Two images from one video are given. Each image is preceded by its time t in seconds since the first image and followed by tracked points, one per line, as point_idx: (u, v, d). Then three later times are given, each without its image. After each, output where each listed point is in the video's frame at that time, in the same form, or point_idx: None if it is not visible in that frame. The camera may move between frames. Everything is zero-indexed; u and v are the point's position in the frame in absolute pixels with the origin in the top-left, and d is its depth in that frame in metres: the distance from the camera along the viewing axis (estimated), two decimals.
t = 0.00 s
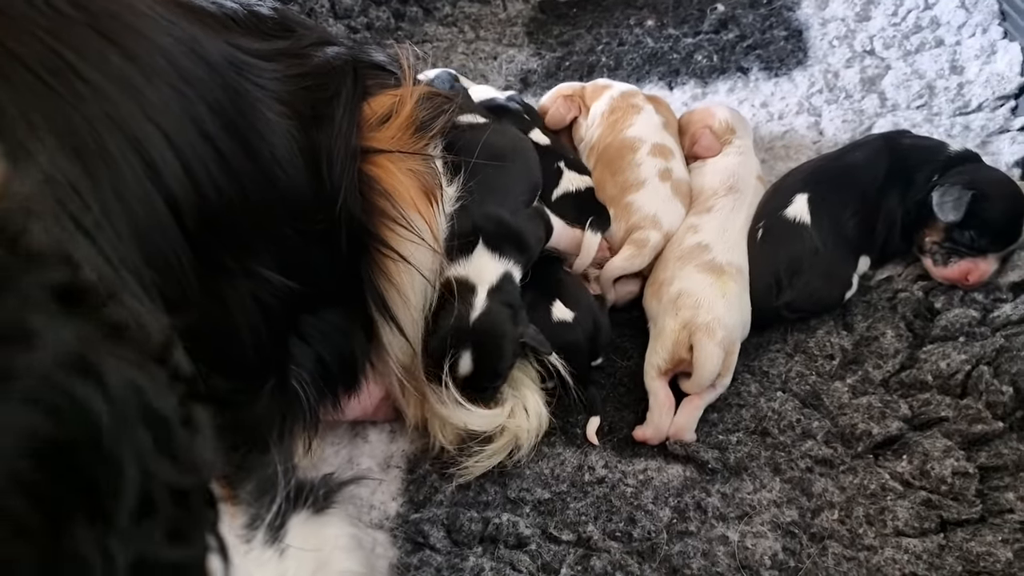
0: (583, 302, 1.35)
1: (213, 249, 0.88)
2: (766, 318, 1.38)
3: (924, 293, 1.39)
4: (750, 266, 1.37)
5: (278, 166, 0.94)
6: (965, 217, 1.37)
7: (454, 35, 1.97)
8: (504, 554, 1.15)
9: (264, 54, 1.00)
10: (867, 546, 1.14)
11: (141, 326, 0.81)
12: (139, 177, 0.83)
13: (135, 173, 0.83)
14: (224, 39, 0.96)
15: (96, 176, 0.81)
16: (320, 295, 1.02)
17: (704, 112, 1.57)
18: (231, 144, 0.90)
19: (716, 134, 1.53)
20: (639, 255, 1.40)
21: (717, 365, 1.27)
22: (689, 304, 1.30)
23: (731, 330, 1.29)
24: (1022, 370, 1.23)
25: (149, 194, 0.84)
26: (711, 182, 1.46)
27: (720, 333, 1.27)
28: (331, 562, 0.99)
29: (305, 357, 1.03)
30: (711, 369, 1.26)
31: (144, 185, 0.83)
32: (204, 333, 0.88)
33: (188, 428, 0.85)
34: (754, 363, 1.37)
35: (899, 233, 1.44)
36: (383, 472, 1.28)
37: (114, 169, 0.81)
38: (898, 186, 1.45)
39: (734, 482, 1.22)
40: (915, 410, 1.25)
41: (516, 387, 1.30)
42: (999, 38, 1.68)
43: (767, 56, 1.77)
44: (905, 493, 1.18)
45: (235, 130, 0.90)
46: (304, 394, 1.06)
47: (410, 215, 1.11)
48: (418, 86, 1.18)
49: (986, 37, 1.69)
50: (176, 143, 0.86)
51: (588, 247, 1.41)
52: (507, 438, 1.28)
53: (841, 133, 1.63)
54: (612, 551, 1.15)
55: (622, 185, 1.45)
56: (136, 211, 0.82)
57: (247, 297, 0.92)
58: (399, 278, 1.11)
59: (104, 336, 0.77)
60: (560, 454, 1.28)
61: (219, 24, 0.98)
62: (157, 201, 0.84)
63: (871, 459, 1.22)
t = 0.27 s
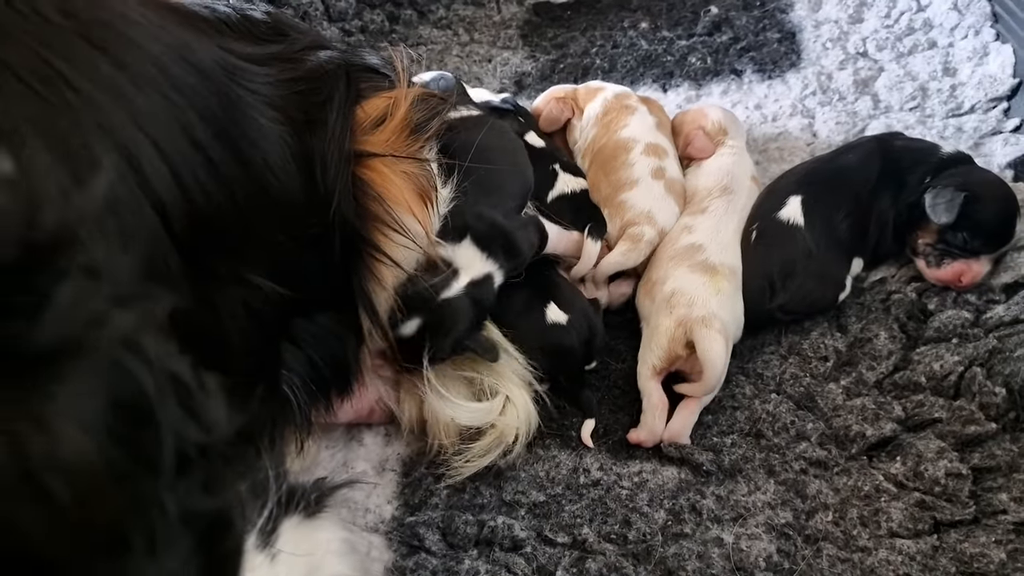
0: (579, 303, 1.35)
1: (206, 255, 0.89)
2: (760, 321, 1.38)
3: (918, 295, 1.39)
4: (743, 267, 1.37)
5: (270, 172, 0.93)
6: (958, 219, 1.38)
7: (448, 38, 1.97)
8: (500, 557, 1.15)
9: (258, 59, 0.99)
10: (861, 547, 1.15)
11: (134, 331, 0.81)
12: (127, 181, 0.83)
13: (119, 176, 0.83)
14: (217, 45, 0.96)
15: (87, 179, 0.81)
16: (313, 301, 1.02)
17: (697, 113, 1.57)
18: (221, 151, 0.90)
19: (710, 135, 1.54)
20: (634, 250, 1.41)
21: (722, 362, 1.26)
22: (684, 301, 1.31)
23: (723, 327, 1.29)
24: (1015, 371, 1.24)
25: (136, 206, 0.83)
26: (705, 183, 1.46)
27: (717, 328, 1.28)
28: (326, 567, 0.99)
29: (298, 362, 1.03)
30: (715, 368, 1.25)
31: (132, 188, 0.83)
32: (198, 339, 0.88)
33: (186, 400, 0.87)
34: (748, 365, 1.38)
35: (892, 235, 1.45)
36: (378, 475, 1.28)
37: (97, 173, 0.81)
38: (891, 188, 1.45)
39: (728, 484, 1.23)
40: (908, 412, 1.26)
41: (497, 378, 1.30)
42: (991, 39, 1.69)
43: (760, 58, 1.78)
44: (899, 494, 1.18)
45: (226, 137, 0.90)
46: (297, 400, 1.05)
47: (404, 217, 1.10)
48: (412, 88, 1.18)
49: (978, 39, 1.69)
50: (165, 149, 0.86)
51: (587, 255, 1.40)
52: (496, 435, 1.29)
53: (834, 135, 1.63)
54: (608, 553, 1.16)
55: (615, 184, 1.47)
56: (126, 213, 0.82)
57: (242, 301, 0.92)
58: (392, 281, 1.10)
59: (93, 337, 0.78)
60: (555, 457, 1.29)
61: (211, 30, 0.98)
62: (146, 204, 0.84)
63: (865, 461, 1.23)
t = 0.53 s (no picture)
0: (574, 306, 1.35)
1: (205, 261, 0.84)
2: (755, 323, 1.38)
3: (912, 297, 1.39)
4: (736, 271, 1.37)
5: (262, 178, 0.91)
6: (953, 221, 1.38)
7: (444, 41, 1.97)
8: (496, 560, 1.15)
9: (251, 63, 0.97)
10: (857, 549, 1.15)
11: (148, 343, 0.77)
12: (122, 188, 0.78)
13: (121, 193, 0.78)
14: (208, 48, 0.94)
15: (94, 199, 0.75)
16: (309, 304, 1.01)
17: (695, 113, 1.57)
18: (210, 156, 0.86)
19: (706, 137, 1.54)
20: (627, 244, 1.42)
21: (715, 364, 1.26)
22: (676, 305, 1.31)
23: (718, 330, 1.29)
24: (1009, 372, 1.24)
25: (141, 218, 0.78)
26: (699, 185, 1.47)
27: (710, 330, 1.28)
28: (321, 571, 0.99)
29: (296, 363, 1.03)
30: (708, 372, 1.26)
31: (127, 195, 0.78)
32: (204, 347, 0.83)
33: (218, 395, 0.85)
34: (743, 367, 1.38)
35: (886, 237, 1.45)
36: (374, 479, 1.28)
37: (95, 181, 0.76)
38: (884, 190, 1.46)
39: (724, 486, 1.23)
40: (903, 413, 1.26)
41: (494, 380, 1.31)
42: (985, 41, 1.69)
43: (755, 60, 1.78)
44: (894, 496, 1.18)
45: (216, 142, 0.87)
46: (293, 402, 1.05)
47: (398, 222, 1.09)
48: (405, 90, 1.17)
49: (972, 41, 1.70)
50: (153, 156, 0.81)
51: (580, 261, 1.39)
52: (490, 435, 1.29)
53: (829, 137, 1.64)
54: (604, 556, 1.15)
55: (604, 180, 1.47)
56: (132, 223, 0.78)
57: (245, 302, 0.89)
58: (382, 283, 1.10)
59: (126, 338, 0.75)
60: (551, 460, 1.29)
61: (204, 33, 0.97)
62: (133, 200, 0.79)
63: (861, 463, 1.23)
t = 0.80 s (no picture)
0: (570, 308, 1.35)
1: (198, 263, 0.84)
2: (751, 325, 1.38)
3: (908, 297, 1.39)
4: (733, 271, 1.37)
5: (251, 179, 0.91)
6: (949, 220, 1.37)
7: (439, 42, 1.97)
8: (492, 564, 1.14)
9: (243, 66, 0.97)
10: (854, 552, 1.14)
11: (174, 381, 0.70)
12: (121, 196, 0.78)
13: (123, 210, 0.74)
14: (200, 50, 0.94)
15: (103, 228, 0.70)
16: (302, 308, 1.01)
17: (697, 113, 1.57)
18: (200, 158, 0.87)
19: (708, 137, 1.53)
20: (623, 247, 1.41)
21: (713, 365, 1.26)
22: (672, 306, 1.30)
23: (714, 332, 1.29)
24: (1005, 373, 1.23)
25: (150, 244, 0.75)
26: (699, 186, 1.46)
27: (706, 331, 1.28)
28: None
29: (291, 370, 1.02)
30: (706, 373, 1.25)
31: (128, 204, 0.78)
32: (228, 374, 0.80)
33: (239, 436, 0.79)
34: (740, 369, 1.38)
35: (883, 237, 1.45)
36: (369, 483, 1.27)
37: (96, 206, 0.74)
38: (881, 190, 1.45)
39: (720, 489, 1.23)
40: (900, 414, 1.25)
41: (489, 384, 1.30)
42: (980, 42, 1.69)
43: (751, 61, 1.78)
44: (891, 497, 1.18)
45: (207, 146, 0.88)
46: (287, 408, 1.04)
47: (393, 221, 1.08)
48: (399, 88, 1.16)
49: (967, 41, 1.69)
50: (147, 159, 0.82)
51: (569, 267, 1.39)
52: (488, 438, 1.28)
53: (825, 138, 1.63)
54: (600, 559, 1.15)
55: (599, 177, 1.47)
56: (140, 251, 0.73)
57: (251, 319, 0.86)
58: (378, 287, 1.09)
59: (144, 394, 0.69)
60: (547, 463, 1.28)
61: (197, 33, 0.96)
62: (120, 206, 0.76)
63: (857, 464, 1.23)
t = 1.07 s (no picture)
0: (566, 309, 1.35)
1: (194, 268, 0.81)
2: (746, 326, 1.38)
3: (903, 298, 1.39)
4: (728, 273, 1.37)
5: (240, 179, 0.85)
6: (947, 221, 1.38)
7: (435, 44, 1.97)
8: (487, 566, 1.14)
9: (231, 67, 0.92)
10: (849, 553, 1.14)
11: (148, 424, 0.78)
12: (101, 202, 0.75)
13: (78, 256, 0.61)
14: (189, 52, 0.89)
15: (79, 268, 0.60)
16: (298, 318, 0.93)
17: (699, 113, 1.57)
18: (190, 161, 0.82)
19: (709, 137, 1.54)
20: (616, 236, 1.42)
21: (707, 368, 1.26)
22: (667, 308, 1.30)
23: (710, 332, 1.29)
24: (1000, 374, 1.23)
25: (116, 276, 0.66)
26: (697, 185, 1.46)
27: (701, 334, 1.28)
28: None
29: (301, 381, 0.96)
30: (701, 376, 1.25)
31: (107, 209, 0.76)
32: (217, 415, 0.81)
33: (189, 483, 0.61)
34: (735, 370, 1.38)
35: (879, 238, 1.45)
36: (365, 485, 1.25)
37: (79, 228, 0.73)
38: (878, 192, 1.45)
39: (716, 490, 1.23)
40: (895, 416, 1.25)
41: (494, 408, 1.32)
42: (975, 43, 1.68)
43: (747, 62, 1.78)
44: (886, 499, 1.18)
45: (194, 144, 0.82)
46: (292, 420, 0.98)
47: (385, 227, 1.02)
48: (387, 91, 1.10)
49: (962, 42, 1.69)
50: (134, 159, 0.79)
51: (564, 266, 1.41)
52: (497, 454, 1.27)
53: (820, 139, 1.63)
54: (595, 561, 1.15)
55: (598, 167, 1.47)
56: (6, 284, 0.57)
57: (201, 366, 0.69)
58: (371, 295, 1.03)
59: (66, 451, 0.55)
60: (542, 465, 1.28)
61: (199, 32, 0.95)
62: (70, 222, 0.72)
63: (852, 466, 1.23)
